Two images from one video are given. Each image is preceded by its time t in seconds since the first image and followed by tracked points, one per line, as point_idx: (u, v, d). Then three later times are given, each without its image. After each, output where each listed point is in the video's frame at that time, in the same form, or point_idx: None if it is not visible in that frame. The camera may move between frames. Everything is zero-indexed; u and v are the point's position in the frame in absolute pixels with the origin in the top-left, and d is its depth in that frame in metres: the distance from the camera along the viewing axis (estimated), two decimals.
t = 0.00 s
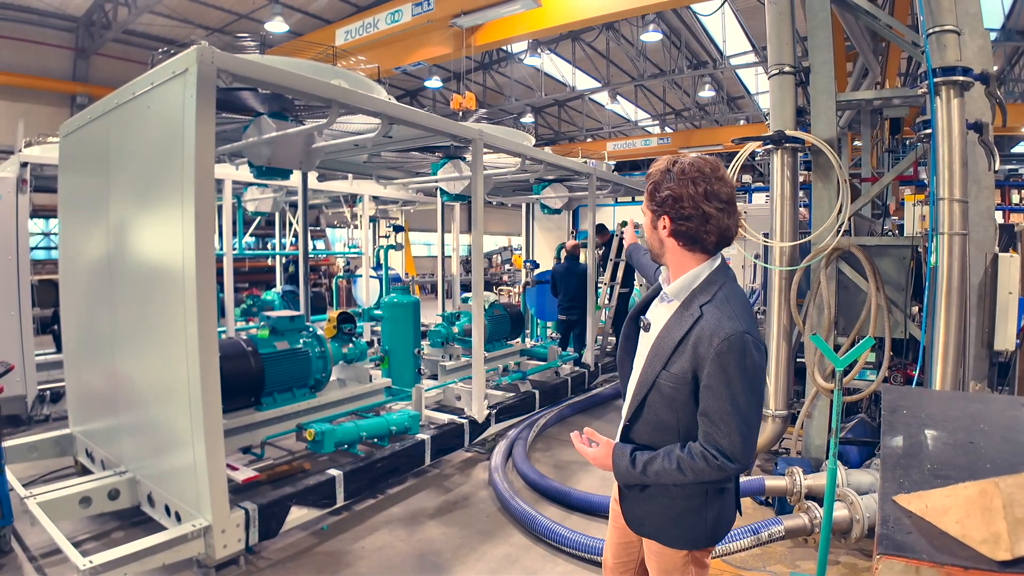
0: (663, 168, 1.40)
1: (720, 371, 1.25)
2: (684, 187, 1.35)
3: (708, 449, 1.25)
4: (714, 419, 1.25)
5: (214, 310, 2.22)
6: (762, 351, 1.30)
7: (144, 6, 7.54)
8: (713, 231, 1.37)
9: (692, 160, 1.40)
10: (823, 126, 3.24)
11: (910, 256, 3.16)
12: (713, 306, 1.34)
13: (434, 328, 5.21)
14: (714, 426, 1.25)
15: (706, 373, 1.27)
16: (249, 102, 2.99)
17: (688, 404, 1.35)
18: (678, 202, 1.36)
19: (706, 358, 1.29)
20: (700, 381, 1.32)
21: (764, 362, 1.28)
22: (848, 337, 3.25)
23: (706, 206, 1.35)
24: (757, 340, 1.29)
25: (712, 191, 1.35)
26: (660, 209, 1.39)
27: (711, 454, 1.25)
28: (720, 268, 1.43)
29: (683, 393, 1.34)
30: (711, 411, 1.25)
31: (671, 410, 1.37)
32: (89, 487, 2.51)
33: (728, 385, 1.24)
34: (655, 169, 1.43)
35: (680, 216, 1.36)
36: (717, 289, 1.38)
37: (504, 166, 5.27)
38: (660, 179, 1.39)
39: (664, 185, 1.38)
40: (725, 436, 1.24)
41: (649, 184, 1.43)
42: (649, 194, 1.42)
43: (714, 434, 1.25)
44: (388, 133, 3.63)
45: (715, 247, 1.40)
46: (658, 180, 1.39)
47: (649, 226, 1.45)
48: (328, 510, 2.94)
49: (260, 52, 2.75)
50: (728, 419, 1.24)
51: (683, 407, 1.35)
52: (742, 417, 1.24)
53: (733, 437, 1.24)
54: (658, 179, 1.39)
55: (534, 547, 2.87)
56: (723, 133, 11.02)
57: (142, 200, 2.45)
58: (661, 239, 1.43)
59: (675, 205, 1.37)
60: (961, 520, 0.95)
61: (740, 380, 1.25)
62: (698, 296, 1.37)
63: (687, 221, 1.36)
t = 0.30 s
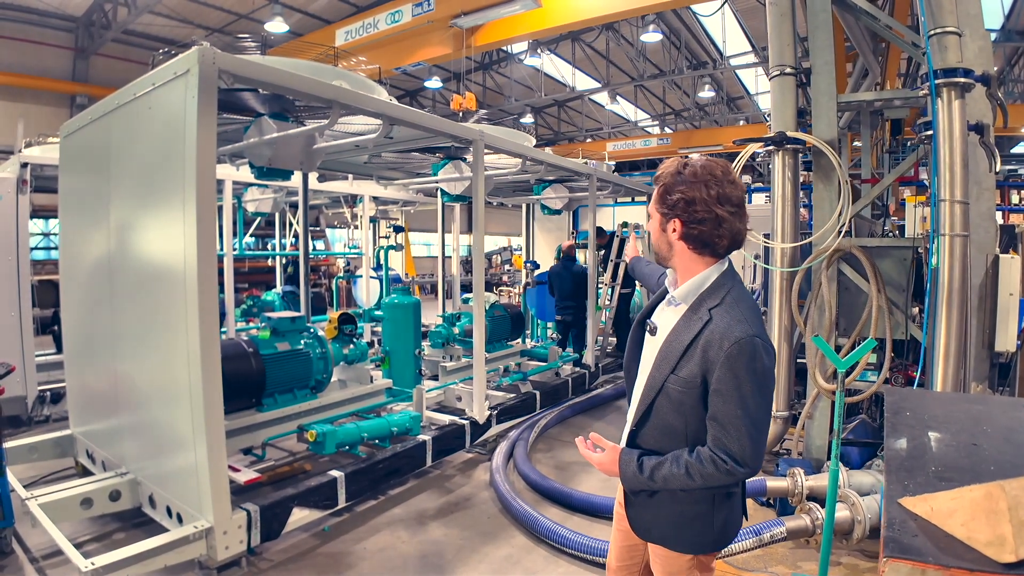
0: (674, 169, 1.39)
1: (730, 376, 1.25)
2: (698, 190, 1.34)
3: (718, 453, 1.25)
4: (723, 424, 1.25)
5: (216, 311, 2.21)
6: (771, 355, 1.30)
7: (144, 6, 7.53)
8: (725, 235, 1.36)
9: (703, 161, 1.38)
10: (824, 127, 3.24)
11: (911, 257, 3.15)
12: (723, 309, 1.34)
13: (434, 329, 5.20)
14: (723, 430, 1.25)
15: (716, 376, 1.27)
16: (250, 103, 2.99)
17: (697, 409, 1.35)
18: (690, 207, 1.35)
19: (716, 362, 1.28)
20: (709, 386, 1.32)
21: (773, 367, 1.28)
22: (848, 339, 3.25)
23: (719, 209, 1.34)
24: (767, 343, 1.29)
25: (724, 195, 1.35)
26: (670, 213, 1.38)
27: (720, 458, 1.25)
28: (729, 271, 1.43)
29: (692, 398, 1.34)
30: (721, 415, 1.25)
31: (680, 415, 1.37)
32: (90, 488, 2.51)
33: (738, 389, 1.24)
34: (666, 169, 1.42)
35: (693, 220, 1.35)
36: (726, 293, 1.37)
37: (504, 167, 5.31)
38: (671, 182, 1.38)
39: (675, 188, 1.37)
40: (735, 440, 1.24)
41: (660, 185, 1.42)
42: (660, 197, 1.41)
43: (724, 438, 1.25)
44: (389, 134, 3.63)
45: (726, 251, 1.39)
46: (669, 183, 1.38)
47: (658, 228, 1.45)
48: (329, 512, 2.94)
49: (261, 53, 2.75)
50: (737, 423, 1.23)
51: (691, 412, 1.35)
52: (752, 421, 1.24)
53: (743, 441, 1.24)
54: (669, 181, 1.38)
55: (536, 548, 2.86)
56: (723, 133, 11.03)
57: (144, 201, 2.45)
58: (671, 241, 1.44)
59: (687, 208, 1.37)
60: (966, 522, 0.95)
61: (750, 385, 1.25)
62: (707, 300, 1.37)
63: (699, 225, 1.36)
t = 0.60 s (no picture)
0: (732, 167, 1.37)
1: (750, 375, 1.25)
2: (758, 190, 1.39)
3: (736, 453, 1.25)
4: (743, 424, 1.25)
5: (222, 311, 2.20)
6: (789, 355, 1.30)
7: (145, 6, 7.51)
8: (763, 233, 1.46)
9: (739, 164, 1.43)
10: (828, 128, 3.23)
11: (916, 259, 3.15)
12: (740, 310, 1.34)
13: (437, 330, 5.17)
14: (742, 430, 1.25)
15: (734, 376, 1.27)
16: (254, 104, 2.98)
17: (714, 409, 1.35)
18: (755, 204, 1.38)
19: (735, 361, 1.28)
20: (727, 385, 1.32)
21: (790, 367, 1.29)
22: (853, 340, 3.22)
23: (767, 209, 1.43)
24: (785, 342, 1.29)
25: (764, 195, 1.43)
26: (735, 212, 1.36)
27: (739, 458, 1.24)
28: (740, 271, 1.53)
29: (709, 398, 1.34)
30: (740, 415, 1.25)
31: (696, 416, 1.36)
32: (94, 491, 2.49)
33: (758, 389, 1.24)
34: (718, 167, 1.38)
35: (758, 217, 1.38)
36: (742, 294, 1.37)
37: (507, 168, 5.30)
38: (737, 178, 1.36)
39: (738, 186, 1.36)
40: (754, 440, 1.24)
41: (715, 183, 1.36)
42: (725, 195, 1.36)
43: (742, 438, 1.25)
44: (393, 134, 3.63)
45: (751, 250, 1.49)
46: (735, 180, 1.36)
47: (711, 229, 1.38)
48: (334, 513, 2.93)
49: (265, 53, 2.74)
50: (756, 422, 1.24)
51: (708, 412, 1.35)
52: (770, 420, 1.24)
53: (762, 440, 1.24)
54: (733, 178, 1.36)
55: (542, 550, 2.85)
56: (723, 134, 11.05)
57: (148, 201, 2.44)
58: (720, 242, 1.39)
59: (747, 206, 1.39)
60: (987, 524, 0.93)
61: (769, 385, 1.25)
62: (725, 300, 1.37)
63: (758, 223, 1.40)
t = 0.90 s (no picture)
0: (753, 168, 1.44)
1: (768, 370, 1.27)
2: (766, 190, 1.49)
3: (757, 448, 1.26)
4: (762, 420, 1.26)
5: (223, 312, 2.19)
6: (805, 351, 1.32)
7: (138, 5, 7.45)
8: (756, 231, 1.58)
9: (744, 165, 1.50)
10: (827, 129, 3.25)
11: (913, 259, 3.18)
12: (755, 308, 1.36)
13: (434, 330, 5.15)
14: (762, 426, 1.26)
15: (753, 372, 1.28)
16: (253, 104, 2.96)
17: (732, 407, 1.36)
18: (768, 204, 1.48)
19: (754, 357, 1.30)
20: (745, 382, 1.33)
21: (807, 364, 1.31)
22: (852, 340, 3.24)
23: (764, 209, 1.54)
24: (800, 337, 1.31)
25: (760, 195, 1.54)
26: (762, 210, 1.43)
27: (759, 453, 1.25)
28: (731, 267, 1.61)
29: (728, 396, 1.35)
30: (760, 410, 1.26)
31: (713, 414, 1.37)
32: (92, 494, 2.46)
33: (777, 385, 1.26)
34: (743, 168, 1.42)
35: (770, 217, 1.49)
36: (755, 293, 1.39)
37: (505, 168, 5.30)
38: (760, 179, 1.43)
39: (760, 187, 1.43)
40: (774, 435, 1.25)
41: (743, 183, 1.41)
42: (754, 195, 1.41)
43: (762, 433, 1.26)
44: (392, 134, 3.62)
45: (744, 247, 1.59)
46: (759, 180, 1.43)
47: (745, 229, 1.42)
48: (335, 515, 2.91)
49: (265, 52, 2.72)
50: (775, 417, 1.25)
51: (726, 410, 1.36)
52: (789, 415, 1.26)
53: (782, 435, 1.25)
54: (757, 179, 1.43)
55: (543, 550, 2.85)
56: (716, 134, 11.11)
57: (147, 201, 2.42)
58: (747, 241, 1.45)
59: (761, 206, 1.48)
60: (1001, 519, 0.92)
61: (787, 380, 1.26)
62: (739, 299, 1.39)
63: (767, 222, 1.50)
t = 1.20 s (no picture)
0: (752, 170, 1.45)
1: (773, 369, 1.28)
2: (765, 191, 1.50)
3: (761, 446, 1.28)
4: (767, 418, 1.28)
5: (219, 313, 2.17)
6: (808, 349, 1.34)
7: (127, 4, 7.38)
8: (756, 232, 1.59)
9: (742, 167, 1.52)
10: (820, 131, 3.29)
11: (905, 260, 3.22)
12: (758, 308, 1.38)
13: (428, 330, 5.15)
14: (766, 424, 1.28)
15: (758, 371, 1.30)
16: (247, 103, 2.94)
17: (736, 407, 1.37)
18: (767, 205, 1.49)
19: (758, 356, 1.31)
20: (750, 382, 1.34)
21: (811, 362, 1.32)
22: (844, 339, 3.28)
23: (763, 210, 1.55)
24: (803, 337, 1.33)
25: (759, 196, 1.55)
26: (762, 212, 1.45)
27: (764, 451, 1.27)
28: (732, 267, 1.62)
29: (732, 395, 1.37)
30: (764, 409, 1.28)
31: (718, 414, 1.39)
32: (86, 497, 2.44)
33: (782, 384, 1.27)
34: (742, 170, 1.44)
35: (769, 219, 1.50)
36: (757, 293, 1.41)
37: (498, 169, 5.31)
38: (759, 181, 1.44)
39: (760, 188, 1.45)
40: (779, 433, 1.27)
41: (743, 185, 1.42)
42: (754, 196, 1.43)
43: (766, 431, 1.28)
44: (386, 135, 3.61)
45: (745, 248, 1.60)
46: (758, 182, 1.44)
47: (745, 229, 1.44)
48: (331, 517, 2.90)
49: (259, 52, 2.70)
50: (780, 415, 1.26)
51: (730, 409, 1.37)
52: (794, 413, 1.27)
53: (787, 432, 1.27)
54: (756, 181, 1.44)
55: (540, 550, 2.86)
56: (706, 135, 11.19)
57: (142, 202, 2.40)
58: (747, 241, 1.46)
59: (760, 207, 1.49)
60: (1003, 514, 0.94)
61: (792, 379, 1.28)
62: (741, 299, 1.40)
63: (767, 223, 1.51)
